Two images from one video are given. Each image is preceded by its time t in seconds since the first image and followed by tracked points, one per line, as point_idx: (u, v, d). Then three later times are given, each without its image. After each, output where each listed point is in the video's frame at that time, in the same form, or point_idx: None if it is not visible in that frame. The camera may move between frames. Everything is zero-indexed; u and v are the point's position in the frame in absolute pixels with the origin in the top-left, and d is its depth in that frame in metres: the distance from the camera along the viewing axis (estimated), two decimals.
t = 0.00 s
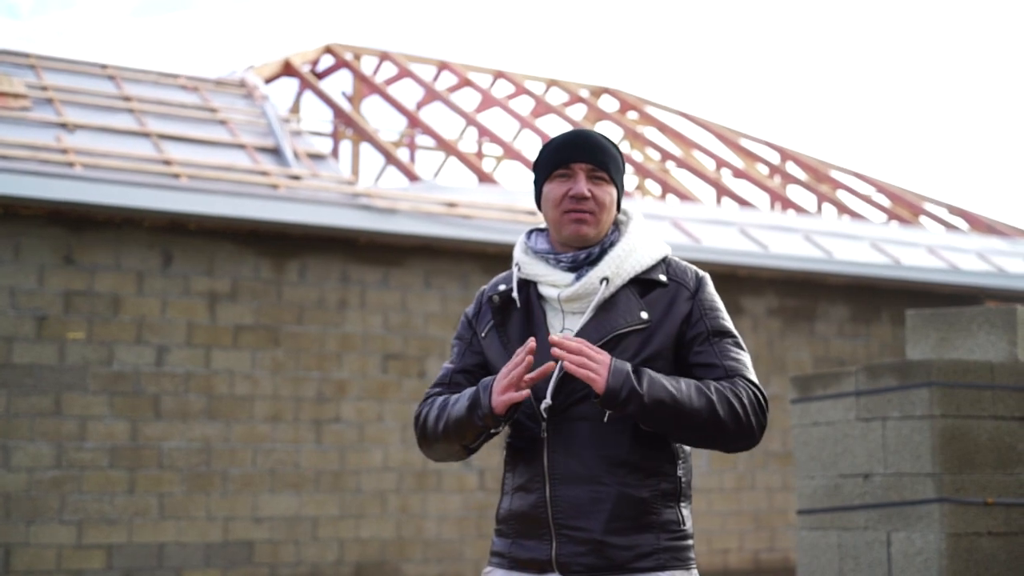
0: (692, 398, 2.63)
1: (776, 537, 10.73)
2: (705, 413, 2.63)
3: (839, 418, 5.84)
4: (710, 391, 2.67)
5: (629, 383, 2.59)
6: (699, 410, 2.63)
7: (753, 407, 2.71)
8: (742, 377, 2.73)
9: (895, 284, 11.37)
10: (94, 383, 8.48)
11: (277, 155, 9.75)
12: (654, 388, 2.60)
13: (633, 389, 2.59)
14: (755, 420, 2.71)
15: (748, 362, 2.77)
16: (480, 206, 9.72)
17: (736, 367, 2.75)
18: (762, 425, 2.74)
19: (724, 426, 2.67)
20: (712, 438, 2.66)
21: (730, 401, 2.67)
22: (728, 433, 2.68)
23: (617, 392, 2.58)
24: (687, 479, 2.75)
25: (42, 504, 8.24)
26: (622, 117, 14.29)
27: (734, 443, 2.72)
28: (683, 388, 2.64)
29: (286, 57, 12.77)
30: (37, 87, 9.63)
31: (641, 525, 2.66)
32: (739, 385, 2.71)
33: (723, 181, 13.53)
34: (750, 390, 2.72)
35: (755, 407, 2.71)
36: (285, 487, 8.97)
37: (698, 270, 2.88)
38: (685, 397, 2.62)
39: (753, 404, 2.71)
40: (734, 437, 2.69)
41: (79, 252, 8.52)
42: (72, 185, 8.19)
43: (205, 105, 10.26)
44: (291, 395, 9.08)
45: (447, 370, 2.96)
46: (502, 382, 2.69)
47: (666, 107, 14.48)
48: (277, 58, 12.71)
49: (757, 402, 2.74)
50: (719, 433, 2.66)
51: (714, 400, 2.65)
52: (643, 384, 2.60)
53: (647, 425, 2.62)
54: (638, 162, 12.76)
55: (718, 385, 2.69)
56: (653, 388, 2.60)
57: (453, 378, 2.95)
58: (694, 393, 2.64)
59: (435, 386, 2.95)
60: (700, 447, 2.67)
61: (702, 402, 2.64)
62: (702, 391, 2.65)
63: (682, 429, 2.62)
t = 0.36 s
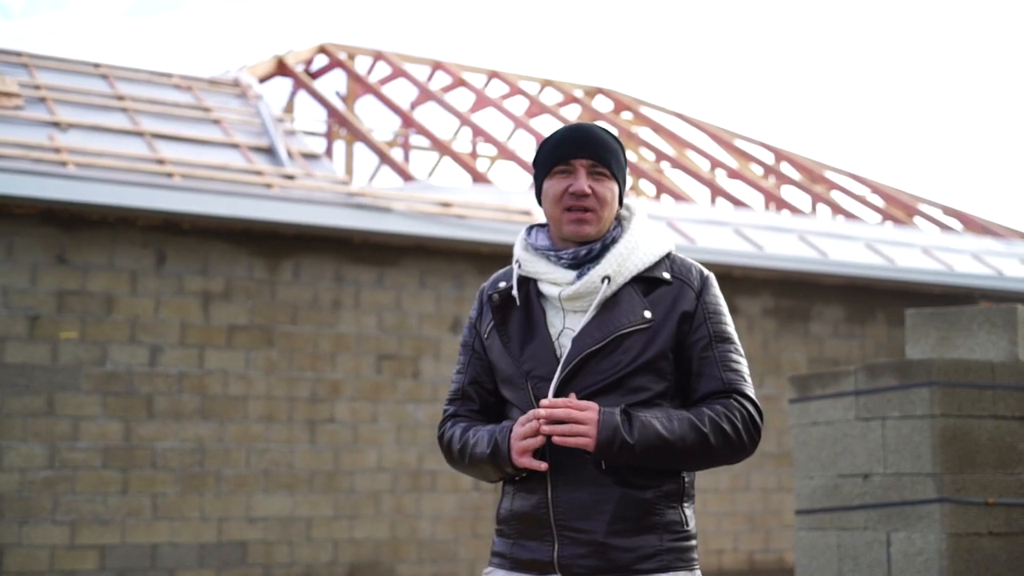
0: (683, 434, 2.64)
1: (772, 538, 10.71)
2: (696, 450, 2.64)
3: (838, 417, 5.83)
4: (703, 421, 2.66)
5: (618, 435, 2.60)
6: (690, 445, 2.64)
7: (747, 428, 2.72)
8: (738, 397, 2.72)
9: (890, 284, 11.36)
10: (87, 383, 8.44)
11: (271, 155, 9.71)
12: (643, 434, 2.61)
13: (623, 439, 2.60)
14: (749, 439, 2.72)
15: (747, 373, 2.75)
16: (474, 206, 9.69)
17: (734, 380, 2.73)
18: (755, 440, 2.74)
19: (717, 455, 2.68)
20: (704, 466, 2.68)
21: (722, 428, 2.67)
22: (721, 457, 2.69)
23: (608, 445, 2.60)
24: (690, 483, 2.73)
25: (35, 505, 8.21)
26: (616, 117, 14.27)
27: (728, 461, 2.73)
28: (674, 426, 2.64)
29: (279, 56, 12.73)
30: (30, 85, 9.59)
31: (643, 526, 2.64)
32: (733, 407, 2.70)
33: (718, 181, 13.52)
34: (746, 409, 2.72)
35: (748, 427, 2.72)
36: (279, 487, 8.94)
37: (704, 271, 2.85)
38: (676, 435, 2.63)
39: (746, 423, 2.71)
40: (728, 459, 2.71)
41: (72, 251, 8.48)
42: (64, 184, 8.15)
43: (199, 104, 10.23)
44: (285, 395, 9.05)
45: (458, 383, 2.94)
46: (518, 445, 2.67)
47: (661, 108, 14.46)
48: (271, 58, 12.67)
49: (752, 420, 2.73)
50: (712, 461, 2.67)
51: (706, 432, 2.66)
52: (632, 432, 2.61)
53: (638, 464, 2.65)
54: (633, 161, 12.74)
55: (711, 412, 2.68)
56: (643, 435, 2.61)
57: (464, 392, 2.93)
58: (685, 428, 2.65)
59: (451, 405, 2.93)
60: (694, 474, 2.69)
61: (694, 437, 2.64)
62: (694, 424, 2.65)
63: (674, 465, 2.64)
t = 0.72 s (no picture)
0: (667, 432, 2.57)
1: (771, 535, 10.69)
2: (681, 449, 2.56)
3: (839, 412, 5.81)
4: (690, 418, 2.59)
5: (596, 433, 2.53)
6: (675, 444, 2.57)
7: (741, 424, 2.63)
8: (733, 392, 2.64)
9: (889, 281, 11.33)
10: (84, 382, 8.41)
11: (268, 152, 9.68)
12: (624, 433, 2.54)
13: (602, 437, 2.54)
14: (744, 436, 2.63)
15: (745, 368, 2.66)
16: (472, 203, 9.67)
17: (731, 375, 2.64)
18: (752, 437, 2.65)
19: (707, 453, 2.60)
20: (694, 463, 2.60)
21: (712, 426, 2.59)
22: (713, 455, 2.61)
23: (586, 443, 2.53)
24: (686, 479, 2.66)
25: (33, 504, 8.18)
26: (615, 115, 14.25)
27: (723, 457, 2.65)
28: (657, 424, 2.57)
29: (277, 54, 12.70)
30: (26, 83, 9.55)
31: (630, 522, 2.58)
32: (726, 403, 2.61)
33: (716, 178, 13.50)
34: (741, 405, 2.63)
35: (744, 424, 2.63)
36: (277, 486, 8.91)
37: (708, 260, 2.77)
38: (658, 433, 2.56)
39: (740, 419, 2.63)
40: (722, 456, 2.62)
41: (68, 249, 8.46)
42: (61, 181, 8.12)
43: (196, 101, 10.20)
44: (283, 393, 9.03)
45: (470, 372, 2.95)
46: (501, 436, 2.65)
47: (659, 105, 14.44)
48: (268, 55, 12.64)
49: (748, 416, 2.64)
50: (701, 460, 2.59)
51: (693, 430, 2.58)
52: (610, 430, 2.54)
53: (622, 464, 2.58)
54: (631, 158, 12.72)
55: (701, 409, 2.60)
56: (623, 433, 2.54)
57: (474, 381, 2.94)
58: (670, 426, 2.57)
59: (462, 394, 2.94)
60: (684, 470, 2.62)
61: (679, 435, 2.57)
62: (680, 421, 2.58)
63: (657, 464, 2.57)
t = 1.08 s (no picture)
0: (631, 442, 2.51)
1: (774, 540, 10.66)
2: (644, 460, 2.51)
3: (838, 415, 5.78)
4: (657, 427, 2.52)
5: (552, 446, 2.51)
6: (639, 454, 2.51)
7: (717, 430, 2.52)
8: (708, 398, 2.53)
9: (891, 284, 11.31)
10: (84, 386, 8.39)
11: (269, 156, 9.67)
12: (581, 445, 2.51)
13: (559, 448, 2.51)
14: (721, 443, 2.53)
15: (723, 374, 2.54)
16: (473, 206, 9.64)
17: (707, 380, 2.54)
18: (732, 443, 2.55)
19: (679, 460, 2.52)
20: (666, 470, 2.54)
21: (680, 436, 2.50)
22: (688, 461, 2.53)
23: (542, 457, 2.51)
24: (662, 485, 2.60)
25: (32, 508, 8.16)
26: (616, 118, 14.23)
27: (703, 464, 2.56)
28: (622, 433, 2.52)
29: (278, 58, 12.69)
30: (26, 87, 9.54)
31: (592, 529, 2.56)
32: (699, 410, 2.52)
33: (718, 181, 13.47)
34: (717, 411, 2.52)
35: (720, 430, 2.52)
36: (278, 490, 8.89)
37: (696, 256, 2.65)
38: (620, 443, 2.51)
39: (716, 426, 2.52)
40: (699, 462, 2.54)
41: (68, 253, 8.44)
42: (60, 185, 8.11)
43: (196, 105, 10.18)
44: (283, 397, 9.00)
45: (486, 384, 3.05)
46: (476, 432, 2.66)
47: (661, 108, 14.42)
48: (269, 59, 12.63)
49: (727, 421, 2.53)
50: (671, 468, 2.53)
51: (660, 438, 2.51)
52: (565, 439, 2.51)
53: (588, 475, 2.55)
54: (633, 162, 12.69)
55: (670, 417, 2.52)
56: (582, 445, 2.50)
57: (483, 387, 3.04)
58: (634, 436, 2.52)
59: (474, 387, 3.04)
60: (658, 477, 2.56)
61: (644, 444, 2.51)
62: (645, 431, 2.52)
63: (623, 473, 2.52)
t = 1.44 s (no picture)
0: (590, 448, 2.49)
1: (777, 541, 10.64)
2: (602, 466, 2.48)
3: (837, 417, 5.76)
4: (617, 433, 2.49)
5: (511, 452, 2.51)
6: (597, 459, 2.49)
7: (681, 435, 2.48)
8: (672, 401, 2.49)
9: (895, 285, 11.27)
10: (86, 387, 8.38)
11: (271, 157, 9.66)
12: (537, 451, 2.51)
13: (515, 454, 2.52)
14: (685, 448, 2.48)
15: (690, 377, 2.49)
16: (475, 207, 9.63)
17: (673, 384, 2.49)
18: (697, 448, 2.50)
19: (640, 465, 2.49)
20: (630, 477, 2.51)
21: (638, 441, 2.48)
22: (652, 467, 2.50)
23: (501, 463, 2.52)
24: (640, 491, 2.57)
25: (34, 510, 8.14)
26: (620, 119, 14.21)
27: (670, 470, 2.52)
28: (580, 439, 2.50)
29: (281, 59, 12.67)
30: (28, 89, 9.53)
31: (567, 535, 2.54)
32: (662, 415, 2.48)
33: (722, 182, 13.44)
34: (680, 415, 2.48)
35: (683, 435, 2.48)
36: (280, 492, 8.87)
37: (674, 258, 2.60)
38: (578, 449, 2.49)
39: (680, 431, 2.47)
40: (664, 468, 2.50)
41: (71, 254, 8.43)
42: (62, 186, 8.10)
43: (199, 106, 10.17)
44: (286, 398, 8.99)
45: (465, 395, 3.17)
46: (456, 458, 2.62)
47: (664, 109, 14.40)
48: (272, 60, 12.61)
49: (692, 426, 2.48)
50: (632, 474, 2.50)
51: (620, 443, 2.48)
52: (522, 445, 2.52)
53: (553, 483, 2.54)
54: (637, 163, 12.67)
55: (631, 422, 2.50)
56: (538, 452, 2.50)
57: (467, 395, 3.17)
58: (593, 442, 2.50)
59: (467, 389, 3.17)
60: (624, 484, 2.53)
61: (603, 450, 2.49)
62: (605, 436, 2.49)
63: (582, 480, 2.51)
